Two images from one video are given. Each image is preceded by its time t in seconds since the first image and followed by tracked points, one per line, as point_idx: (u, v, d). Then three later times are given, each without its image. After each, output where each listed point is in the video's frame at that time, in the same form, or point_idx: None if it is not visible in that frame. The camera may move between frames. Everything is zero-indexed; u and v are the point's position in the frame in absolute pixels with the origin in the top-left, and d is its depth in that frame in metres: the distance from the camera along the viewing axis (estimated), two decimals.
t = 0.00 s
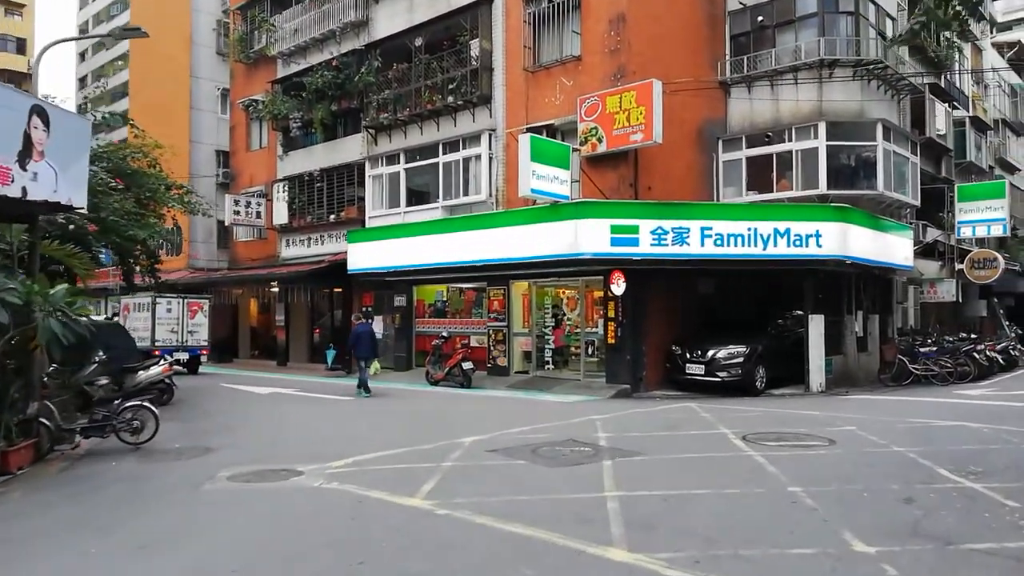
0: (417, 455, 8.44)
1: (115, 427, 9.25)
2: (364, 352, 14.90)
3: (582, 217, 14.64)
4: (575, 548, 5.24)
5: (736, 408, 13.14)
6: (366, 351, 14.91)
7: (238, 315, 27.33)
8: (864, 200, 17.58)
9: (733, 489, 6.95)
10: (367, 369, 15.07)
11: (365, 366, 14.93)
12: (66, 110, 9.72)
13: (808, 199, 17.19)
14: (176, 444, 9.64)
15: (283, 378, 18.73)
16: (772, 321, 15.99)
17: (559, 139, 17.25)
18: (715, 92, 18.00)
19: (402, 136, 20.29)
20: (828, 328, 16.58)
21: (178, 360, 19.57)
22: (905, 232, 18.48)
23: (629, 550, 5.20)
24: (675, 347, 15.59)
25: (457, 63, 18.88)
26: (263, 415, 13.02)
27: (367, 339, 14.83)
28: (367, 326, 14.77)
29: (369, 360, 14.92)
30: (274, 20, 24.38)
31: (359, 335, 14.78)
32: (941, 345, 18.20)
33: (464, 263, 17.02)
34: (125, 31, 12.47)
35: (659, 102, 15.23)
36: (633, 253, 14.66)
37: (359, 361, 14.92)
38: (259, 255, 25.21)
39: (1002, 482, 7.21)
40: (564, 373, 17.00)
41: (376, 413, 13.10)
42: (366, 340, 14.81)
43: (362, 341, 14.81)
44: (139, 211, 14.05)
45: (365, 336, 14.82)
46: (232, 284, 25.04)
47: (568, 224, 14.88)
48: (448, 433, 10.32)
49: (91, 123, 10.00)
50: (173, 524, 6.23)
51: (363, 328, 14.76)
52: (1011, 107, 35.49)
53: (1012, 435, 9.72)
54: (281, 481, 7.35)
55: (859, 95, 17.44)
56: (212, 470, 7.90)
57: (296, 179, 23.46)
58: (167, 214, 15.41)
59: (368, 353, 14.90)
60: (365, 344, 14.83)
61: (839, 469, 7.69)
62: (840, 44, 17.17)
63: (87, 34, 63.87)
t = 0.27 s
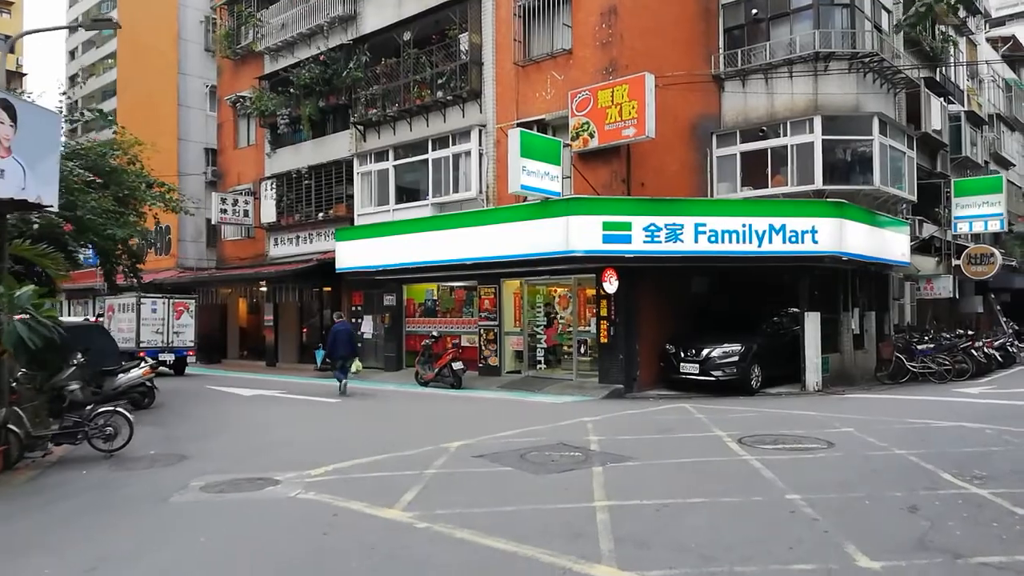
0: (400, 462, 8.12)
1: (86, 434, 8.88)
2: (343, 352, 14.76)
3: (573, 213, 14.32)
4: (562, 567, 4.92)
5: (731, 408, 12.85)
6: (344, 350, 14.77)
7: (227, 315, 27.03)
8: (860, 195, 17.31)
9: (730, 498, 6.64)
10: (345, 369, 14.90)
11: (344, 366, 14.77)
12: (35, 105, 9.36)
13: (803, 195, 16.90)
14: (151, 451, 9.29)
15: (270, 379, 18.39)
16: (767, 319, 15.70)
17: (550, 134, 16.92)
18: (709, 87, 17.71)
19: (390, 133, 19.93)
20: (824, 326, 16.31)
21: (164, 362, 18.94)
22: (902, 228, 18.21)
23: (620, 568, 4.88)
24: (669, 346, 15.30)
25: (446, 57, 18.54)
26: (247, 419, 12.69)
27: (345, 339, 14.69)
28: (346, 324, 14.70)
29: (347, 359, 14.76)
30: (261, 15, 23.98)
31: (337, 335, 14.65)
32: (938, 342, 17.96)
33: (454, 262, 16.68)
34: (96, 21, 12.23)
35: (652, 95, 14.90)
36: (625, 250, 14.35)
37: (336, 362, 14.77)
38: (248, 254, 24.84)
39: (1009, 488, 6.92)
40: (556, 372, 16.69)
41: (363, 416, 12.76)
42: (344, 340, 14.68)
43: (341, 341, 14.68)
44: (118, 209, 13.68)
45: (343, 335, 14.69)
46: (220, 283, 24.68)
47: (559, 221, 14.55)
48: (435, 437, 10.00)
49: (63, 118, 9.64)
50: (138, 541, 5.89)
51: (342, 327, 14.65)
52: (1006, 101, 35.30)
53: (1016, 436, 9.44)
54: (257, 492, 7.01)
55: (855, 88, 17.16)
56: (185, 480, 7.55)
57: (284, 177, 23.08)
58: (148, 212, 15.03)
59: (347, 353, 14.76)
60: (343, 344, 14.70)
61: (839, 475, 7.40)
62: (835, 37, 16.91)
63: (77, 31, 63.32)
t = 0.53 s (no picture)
0: (385, 466, 7.80)
1: (62, 435, 8.55)
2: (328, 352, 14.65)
3: (569, 212, 14.00)
4: None
5: (729, 411, 12.55)
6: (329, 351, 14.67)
7: (220, 314, 26.66)
8: (862, 195, 17.00)
9: (727, 506, 6.33)
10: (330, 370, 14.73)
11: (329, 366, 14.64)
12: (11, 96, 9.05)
13: (804, 194, 16.60)
14: (129, 453, 8.99)
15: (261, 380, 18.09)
16: (767, 320, 15.39)
17: (547, 131, 16.62)
18: (709, 85, 17.43)
19: (386, 130, 19.63)
20: (825, 328, 15.99)
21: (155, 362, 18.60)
22: (905, 229, 17.91)
23: None
24: (667, 348, 14.99)
25: (442, 54, 18.23)
26: (233, 421, 12.38)
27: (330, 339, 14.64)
28: (331, 324, 14.68)
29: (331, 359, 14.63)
30: (256, 11, 23.70)
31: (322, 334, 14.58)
32: (942, 344, 17.64)
33: (449, 261, 16.36)
34: (75, 11, 12.03)
35: (651, 92, 14.59)
36: (623, 250, 14.03)
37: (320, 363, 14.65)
38: (242, 254, 24.55)
39: (1020, 497, 6.61)
40: (552, 374, 16.38)
41: (352, 418, 12.46)
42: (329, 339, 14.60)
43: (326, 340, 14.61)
44: (103, 206, 13.40)
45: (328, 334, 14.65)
46: (214, 283, 24.38)
47: (555, 219, 14.24)
48: (424, 441, 9.69)
49: (40, 110, 9.34)
50: (101, 548, 5.58)
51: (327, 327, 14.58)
52: (1008, 103, 35.00)
53: None
54: (233, 497, 6.70)
55: (857, 86, 16.87)
56: (160, 484, 7.25)
57: (278, 175, 22.77)
58: (135, 209, 14.74)
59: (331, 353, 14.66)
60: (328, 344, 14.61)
61: (842, 482, 7.08)
62: (838, 34, 16.61)
63: (77, 30, 63.21)
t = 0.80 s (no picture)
0: (373, 470, 7.54)
1: (40, 437, 8.31)
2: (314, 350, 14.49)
3: (566, 206, 13.69)
4: None
5: (730, 410, 12.27)
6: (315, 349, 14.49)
7: (216, 311, 26.40)
8: (866, 188, 16.67)
9: (727, 512, 6.05)
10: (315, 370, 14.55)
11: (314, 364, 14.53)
12: None
13: (807, 188, 16.29)
14: (111, 455, 8.74)
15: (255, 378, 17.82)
16: (769, 317, 15.10)
17: (544, 124, 16.30)
18: (710, 77, 17.12)
19: (381, 124, 19.32)
20: (829, 325, 15.69)
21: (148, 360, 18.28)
22: (909, 223, 17.59)
23: None
24: (666, 345, 14.71)
25: (438, 45, 17.90)
26: (222, 420, 12.13)
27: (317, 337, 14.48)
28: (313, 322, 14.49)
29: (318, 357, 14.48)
30: (250, 3, 23.37)
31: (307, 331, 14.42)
32: (946, 341, 17.34)
33: (444, 257, 16.07)
34: None
35: (650, 83, 14.27)
36: (621, 245, 13.73)
37: (307, 360, 14.60)
38: (237, 250, 24.28)
39: None
40: (550, 372, 16.11)
41: (344, 417, 12.19)
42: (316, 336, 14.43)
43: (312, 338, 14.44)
44: (90, 200, 13.13)
45: (314, 331, 14.47)
46: (209, 279, 24.12)
47: (552, 214, 13.93)
48: (416, 442, 9.41)
49: (19, 100, 9.05)
50: (69, 558, 5.32)
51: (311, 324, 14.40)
52: (1013, 97, 34.61)
53: None
54: (212, 503, 6.44)
55: (861, 77, 16.54)
56: (138, 489, 6.99)
57: (272, 170, 22.48)
58: (124, 204, 14.48)
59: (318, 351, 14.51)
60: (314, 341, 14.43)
61: (847, 487, 6.80)
62: (841, 24, 16.28)
63: (76, 26, 62.92)
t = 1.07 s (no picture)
0: (362, 474, 7.22)
1: (18, 438, 8.03)
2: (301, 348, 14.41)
3: (567, 201, 13.35)
4: None
5: (734, 411, 11.94)
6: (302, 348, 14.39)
7: (213, 309, 26.12)
8: (873, 184, 16.31)
9: (733, 520, 5.72)
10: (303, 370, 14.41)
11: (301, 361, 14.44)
12: None
13: (813, 183, 15.95)
14: (92, 457, 8.45)
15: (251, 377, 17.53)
16: (774, 316, 14.73)
17: (545, 118, 15.96)
18: (715, 70, 16.77)
19: (379, 119, 19.01)
20: (835, 323, 15.34)
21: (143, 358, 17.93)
22: (917, 220, 17.23)
23: None
24: (669, 344, 14.38)
25: (437, 38, 17.56)
26: (213, 420, 11.83)
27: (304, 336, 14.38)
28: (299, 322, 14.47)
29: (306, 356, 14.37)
30: None
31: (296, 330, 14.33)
32: (955, 341, 16.98)
33: (442, 253, 15.75)
34: None
35: (653, 76, 13.92)
36: (623, 242, 13.38)
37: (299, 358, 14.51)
38: (234, 247, 23.99)
39: None
40: (550, 371, 15.78)
41: (337, 417, 11.88)
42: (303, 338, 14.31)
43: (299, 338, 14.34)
44: (79, 195, 12.89)
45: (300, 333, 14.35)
46: (206, 277, 23.85)
47: (552, 209, 13.59)
48: (409, 443, 9.10)
49: None
50: (34, 567, 5.02)
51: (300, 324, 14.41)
52: (1020, 94, 34.16)
53: None
54: (190, 509, 6.13)
55: (868, 71, 16.18)
56: (115, 493, 6.69)
57: (269, 166, 22.18)
58: (113, 199, 14.24)
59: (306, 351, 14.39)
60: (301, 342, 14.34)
61: (859, 493, 6.47)
62: (848, 16, 15.92)
63: (77, 24, 62.75)
